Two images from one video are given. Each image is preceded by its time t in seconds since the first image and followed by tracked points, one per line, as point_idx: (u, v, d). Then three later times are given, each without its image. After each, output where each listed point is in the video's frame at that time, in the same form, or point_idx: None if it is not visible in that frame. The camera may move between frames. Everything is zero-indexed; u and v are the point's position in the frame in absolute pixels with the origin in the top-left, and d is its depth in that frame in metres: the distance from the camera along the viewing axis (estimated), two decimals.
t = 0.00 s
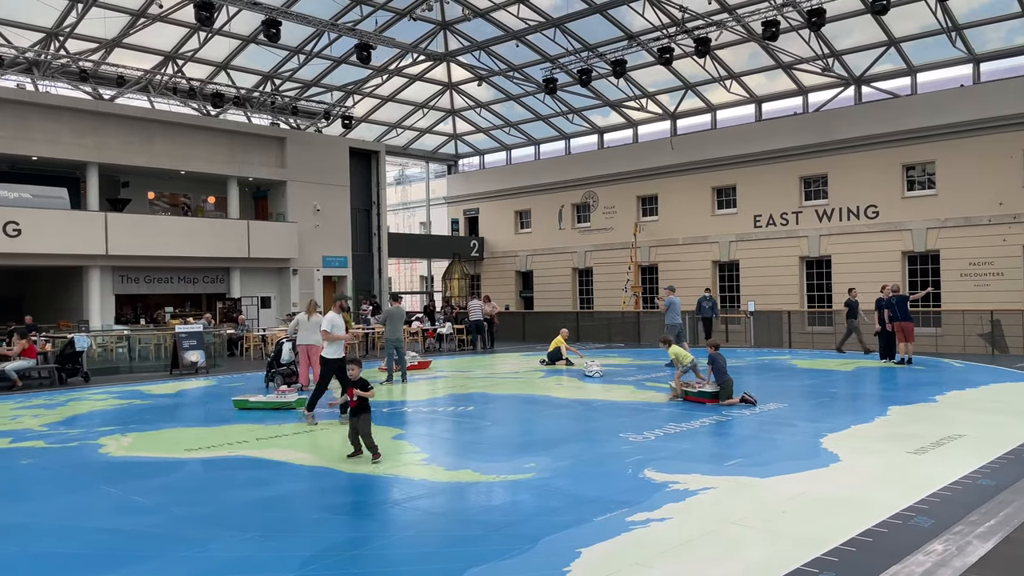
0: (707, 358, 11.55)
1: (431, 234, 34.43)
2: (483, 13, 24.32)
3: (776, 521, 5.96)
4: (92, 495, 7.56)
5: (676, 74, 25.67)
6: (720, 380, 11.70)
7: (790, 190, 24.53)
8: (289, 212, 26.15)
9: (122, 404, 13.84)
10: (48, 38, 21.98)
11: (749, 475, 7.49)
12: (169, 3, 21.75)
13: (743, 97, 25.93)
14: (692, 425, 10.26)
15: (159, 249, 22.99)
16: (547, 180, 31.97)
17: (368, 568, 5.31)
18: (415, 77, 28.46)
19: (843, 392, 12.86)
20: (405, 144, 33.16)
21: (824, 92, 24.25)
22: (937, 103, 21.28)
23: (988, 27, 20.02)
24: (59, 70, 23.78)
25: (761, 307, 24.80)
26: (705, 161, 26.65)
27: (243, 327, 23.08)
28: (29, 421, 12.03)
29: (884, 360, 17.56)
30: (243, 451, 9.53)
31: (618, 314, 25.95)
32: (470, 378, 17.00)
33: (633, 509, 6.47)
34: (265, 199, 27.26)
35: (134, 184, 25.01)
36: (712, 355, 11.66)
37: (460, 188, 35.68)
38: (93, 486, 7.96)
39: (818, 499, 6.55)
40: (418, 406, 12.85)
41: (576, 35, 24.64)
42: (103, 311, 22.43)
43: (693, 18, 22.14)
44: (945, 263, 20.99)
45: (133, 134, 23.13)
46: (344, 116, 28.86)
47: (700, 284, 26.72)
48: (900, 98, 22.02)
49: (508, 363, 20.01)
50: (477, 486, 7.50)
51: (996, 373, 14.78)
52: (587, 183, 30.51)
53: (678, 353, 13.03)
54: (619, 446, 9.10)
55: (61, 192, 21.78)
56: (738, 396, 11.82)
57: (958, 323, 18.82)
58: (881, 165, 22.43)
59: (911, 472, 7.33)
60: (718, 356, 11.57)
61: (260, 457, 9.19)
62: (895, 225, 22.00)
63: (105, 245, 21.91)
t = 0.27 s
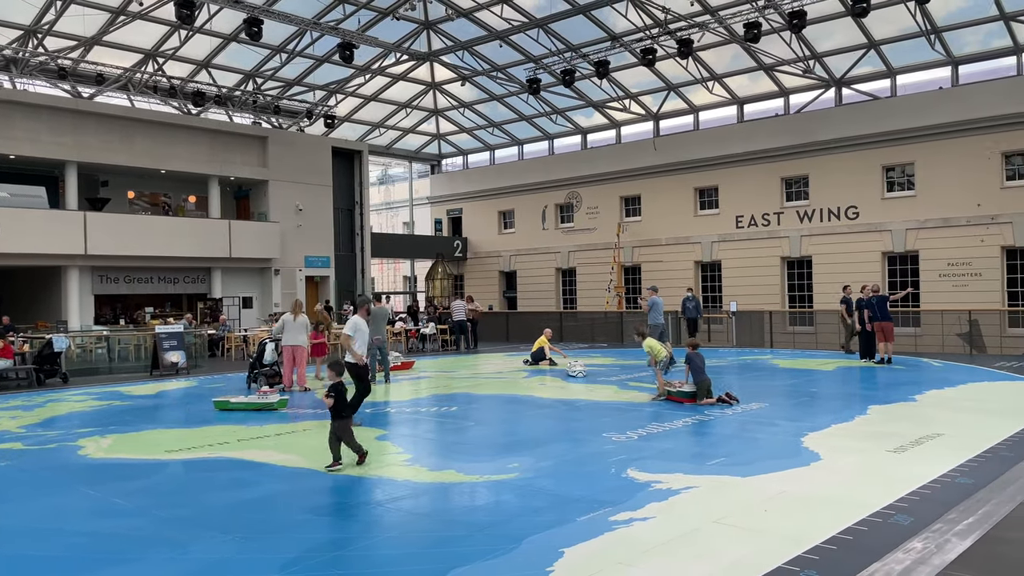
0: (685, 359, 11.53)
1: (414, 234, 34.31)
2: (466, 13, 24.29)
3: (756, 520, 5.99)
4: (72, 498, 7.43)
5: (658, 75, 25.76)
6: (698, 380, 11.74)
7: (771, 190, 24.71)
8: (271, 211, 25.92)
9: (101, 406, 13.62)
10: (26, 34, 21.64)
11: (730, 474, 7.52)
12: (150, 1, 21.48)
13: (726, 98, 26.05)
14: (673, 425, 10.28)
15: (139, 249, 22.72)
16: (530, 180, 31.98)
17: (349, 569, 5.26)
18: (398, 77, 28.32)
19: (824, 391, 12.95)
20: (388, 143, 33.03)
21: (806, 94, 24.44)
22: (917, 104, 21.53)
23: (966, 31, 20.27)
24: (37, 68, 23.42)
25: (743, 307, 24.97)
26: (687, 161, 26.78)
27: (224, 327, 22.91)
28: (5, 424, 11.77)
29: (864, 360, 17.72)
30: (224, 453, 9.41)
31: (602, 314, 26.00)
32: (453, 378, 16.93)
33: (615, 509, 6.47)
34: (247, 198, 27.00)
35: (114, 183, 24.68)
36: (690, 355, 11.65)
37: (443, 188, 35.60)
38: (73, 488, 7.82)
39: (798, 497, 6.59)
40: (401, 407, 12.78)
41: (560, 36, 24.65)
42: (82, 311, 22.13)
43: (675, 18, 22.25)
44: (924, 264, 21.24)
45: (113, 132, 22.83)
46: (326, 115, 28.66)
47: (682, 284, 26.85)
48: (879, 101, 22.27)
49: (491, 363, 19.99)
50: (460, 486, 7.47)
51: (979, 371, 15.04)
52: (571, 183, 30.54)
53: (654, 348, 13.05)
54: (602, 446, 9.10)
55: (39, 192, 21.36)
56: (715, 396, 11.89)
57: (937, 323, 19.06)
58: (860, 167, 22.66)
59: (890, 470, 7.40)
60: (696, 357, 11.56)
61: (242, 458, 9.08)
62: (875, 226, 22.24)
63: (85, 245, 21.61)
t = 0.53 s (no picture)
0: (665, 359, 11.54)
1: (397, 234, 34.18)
2: (449, 13, 24.24)
3: (738, 519, 6.01)
4: (50, 500, 7.31)
5: (641, 76, 25.86)
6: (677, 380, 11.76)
7: (753, 191, 24.88)
8: (253, 211, 25.70)
9: (80, 407, 13.41)
10: (3, 31, 21.30)
11: (712, 473, 7.56)
12: None
13: (708, 99, 26.19)
14: (654, 424, 10.33)
15: (119, 249, 22.44)
16: (513, 180, 31.97)
17: (330, 570, 5.22)
18: (381, 76, 28.19)
19: (805, 391, 13.05)
20: (371, 143, 32.91)
21: (787, 95, 24.65)
22: (896, 106, 21.77)
23: (945, 33, 20.52)
24: (15, 65, 23.07)
25: (725, 307, 25.12)
26: (670, 162, 26.90)
27: (205, 327, 22.68)
28: None
29: (845, 360, 17.88)
30: (205, 454, 9.30)
31: (585, 314, 26.05)
32: (436, 378, 16.87)
33: (599, 508, 6.48)
34: (229, 198, 26.73)
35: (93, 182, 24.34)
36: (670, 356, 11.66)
37: (426, 188, 35.51)
38: (51, 491, 7.69)
39: (780, 496, 6.63)
40: (384, 407, 12.71)
41: (543, 36, 24.66)
42: (61, 312, 21.81)
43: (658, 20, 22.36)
44: (903, 264, 21.48)
45: (92, 131, 22.53)
46: (309, 114, 28.47)
47: (665, 284, 26.96)
48: (859, 103, 22.51)
49: (475, 364, 19.95)
50: (443, 487, 7.44)
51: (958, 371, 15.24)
52: (554, 184, 30.57)
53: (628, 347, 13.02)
54: (585, 445, 9.10)
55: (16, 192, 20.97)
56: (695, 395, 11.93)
57: (916, 323, 19.29)
58: (841, 168, 22.88)
59: (870, 468, 7.47)
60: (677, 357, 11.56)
61: (223, 460, 8.98)
62: (855, 226, 22.46)
63: (63, 245, 21.33)
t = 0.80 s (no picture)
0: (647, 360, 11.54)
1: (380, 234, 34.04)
2: (433, 13, 24.16)
3: (721, 517, 6.03)
4: (29, 503, 7.18)
5: (624, 77, 25.94)
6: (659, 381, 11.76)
7: (735, 192, 25.04)
8: (235, 211, 25.45)
9: (58, 408, 13.20)
10: None
11: (694, 472, 7.58)
12: None
13: (690, 101, 26.31)
14: (636, 423, 10.36)
15: (98, 249, 22.12)
16: (497, 180, 31.95)
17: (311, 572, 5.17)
18: (364, 75, 28.03)
19: (787, 390, 13.14)
20: (354, 143, 32.77)
21: (768, 97, 24.84)
22: (876, 108, 22.00)
23: (924, 36, 20.75)
24: None
25: (707, 307, 25.26)
26: (653, 163, 27.01)
27: (186, 328, 22.44)
28: None
29: (825, 359, 18.05)
30: (185, 456, 9.18)
31: (568, 314, 26.09)
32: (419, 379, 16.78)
33: (582, 508, 6.47)
34: (210, 197, 26.42)
35: (72, 181, 23.93)
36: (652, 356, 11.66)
37: (409, 188, 35.39)
38: (28, 493, 7.56)
39: (762, 495, 6.66)
40: (367, 408, 12.63)
41: (527, 37, 24.66)
42: (40, 312, 21.61)
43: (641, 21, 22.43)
44: (883, 265, 21.72)
45: (70, 129, 22.21)
46: (291, 113, 28.28)
47: (648, 284, 27.07)
48: (839, 105, 22.73)
49: (458, 364, 19.91)
50: (426, 487, 7.40)
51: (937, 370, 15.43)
52: (538, 184, 30.59)
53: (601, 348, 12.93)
54: (568, 445, 9.10)
55: None
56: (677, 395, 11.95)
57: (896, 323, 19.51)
58: (821, 169, 23.09)
59: (851, 467, 7.53)
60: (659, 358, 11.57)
61: (204, 461, 8.87)
62: (835, 227, 22.68)
63: (42, 244, 21.02)
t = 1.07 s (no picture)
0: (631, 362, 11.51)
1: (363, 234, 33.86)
2: (416, 12, 24.06)
3: (704, 516, 6.03)
4: (6, 505, 7.04)
5: (608, 78, 25.98)
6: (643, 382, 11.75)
7: (717, 193, 25.18)
8: (216, 211, 25.17)
9: (36, 409, 13.00)
10: None
11: (677, 471, 7.59)
12: None
13: (673, 102, 26.41)
14: (620, 423, 10.36)
15: (77, 248, 21.78)
16: (480, 180, 31.89)
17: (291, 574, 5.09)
18: (347, 74, 27.84)
19: (770, 390, 13.20)
20: (336, 142, 32.62)
21: (751, 98, 25.00)
22: (857, 109, 22.19)
23: (904, 38, 20.96)
24: None
25: (690, 307, 25.38)
26: (636, 163, 27.09)
27: (167, 328, 22.18)
28: None
29: (806, 359, 18.20)
30: (166, 457, 9.05)
31: (552, 314, 26.10)
32: (403, 379, 16.68)
33: (566, 508, 6.44)
34: (191, 196, 26.12)
35: (51, 180, 23.58)
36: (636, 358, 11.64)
37: (392, 188, 35.25)
38: (6, 495, 7.41)
39: (745, 494, 6.67)
40: (350, 408, 12.54)
41: (511, 37, 24.63)
42: (18, 312, 21.19)
43: (624, 22, 22.48)
44: (863, 265, 21.92)
45: (49, 127, 21.88)
46: (273, 112, 28.04)
47: (631, 284, 27.13)
48: (820, 106, 22.93)
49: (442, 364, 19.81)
50: (409, 488, 7.33)
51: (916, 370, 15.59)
52: (521, 184, 30.57)
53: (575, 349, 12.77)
54: (552, 445, 9.07)
55: None
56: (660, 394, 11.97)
57: (876, 323, 19.71)
58: (803, 170, 23.27)
59: (831, 466, 7.56)
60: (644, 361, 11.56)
61: (185, 463, 8.75)
62: (816, 228, 22.86)
63: (19, 244, 20.67)
